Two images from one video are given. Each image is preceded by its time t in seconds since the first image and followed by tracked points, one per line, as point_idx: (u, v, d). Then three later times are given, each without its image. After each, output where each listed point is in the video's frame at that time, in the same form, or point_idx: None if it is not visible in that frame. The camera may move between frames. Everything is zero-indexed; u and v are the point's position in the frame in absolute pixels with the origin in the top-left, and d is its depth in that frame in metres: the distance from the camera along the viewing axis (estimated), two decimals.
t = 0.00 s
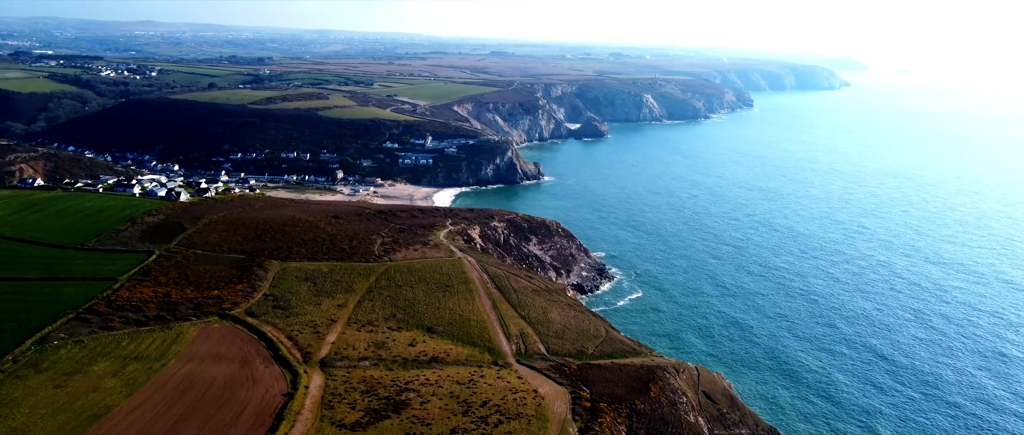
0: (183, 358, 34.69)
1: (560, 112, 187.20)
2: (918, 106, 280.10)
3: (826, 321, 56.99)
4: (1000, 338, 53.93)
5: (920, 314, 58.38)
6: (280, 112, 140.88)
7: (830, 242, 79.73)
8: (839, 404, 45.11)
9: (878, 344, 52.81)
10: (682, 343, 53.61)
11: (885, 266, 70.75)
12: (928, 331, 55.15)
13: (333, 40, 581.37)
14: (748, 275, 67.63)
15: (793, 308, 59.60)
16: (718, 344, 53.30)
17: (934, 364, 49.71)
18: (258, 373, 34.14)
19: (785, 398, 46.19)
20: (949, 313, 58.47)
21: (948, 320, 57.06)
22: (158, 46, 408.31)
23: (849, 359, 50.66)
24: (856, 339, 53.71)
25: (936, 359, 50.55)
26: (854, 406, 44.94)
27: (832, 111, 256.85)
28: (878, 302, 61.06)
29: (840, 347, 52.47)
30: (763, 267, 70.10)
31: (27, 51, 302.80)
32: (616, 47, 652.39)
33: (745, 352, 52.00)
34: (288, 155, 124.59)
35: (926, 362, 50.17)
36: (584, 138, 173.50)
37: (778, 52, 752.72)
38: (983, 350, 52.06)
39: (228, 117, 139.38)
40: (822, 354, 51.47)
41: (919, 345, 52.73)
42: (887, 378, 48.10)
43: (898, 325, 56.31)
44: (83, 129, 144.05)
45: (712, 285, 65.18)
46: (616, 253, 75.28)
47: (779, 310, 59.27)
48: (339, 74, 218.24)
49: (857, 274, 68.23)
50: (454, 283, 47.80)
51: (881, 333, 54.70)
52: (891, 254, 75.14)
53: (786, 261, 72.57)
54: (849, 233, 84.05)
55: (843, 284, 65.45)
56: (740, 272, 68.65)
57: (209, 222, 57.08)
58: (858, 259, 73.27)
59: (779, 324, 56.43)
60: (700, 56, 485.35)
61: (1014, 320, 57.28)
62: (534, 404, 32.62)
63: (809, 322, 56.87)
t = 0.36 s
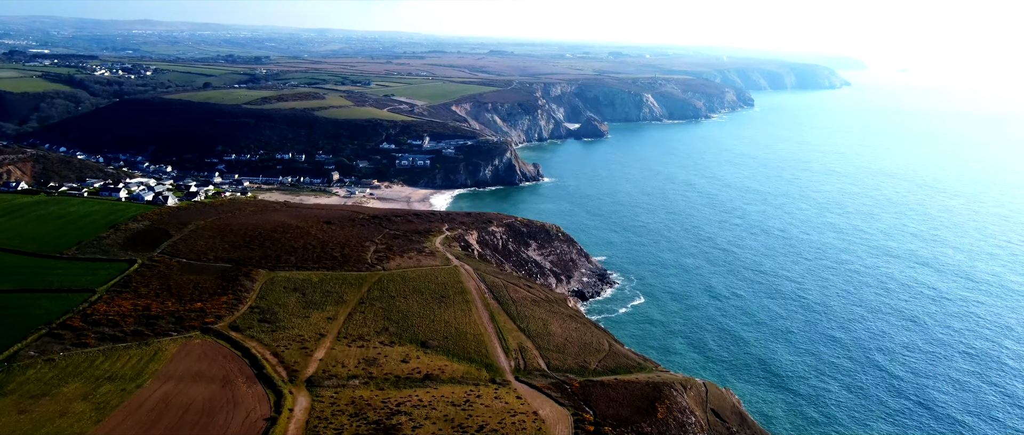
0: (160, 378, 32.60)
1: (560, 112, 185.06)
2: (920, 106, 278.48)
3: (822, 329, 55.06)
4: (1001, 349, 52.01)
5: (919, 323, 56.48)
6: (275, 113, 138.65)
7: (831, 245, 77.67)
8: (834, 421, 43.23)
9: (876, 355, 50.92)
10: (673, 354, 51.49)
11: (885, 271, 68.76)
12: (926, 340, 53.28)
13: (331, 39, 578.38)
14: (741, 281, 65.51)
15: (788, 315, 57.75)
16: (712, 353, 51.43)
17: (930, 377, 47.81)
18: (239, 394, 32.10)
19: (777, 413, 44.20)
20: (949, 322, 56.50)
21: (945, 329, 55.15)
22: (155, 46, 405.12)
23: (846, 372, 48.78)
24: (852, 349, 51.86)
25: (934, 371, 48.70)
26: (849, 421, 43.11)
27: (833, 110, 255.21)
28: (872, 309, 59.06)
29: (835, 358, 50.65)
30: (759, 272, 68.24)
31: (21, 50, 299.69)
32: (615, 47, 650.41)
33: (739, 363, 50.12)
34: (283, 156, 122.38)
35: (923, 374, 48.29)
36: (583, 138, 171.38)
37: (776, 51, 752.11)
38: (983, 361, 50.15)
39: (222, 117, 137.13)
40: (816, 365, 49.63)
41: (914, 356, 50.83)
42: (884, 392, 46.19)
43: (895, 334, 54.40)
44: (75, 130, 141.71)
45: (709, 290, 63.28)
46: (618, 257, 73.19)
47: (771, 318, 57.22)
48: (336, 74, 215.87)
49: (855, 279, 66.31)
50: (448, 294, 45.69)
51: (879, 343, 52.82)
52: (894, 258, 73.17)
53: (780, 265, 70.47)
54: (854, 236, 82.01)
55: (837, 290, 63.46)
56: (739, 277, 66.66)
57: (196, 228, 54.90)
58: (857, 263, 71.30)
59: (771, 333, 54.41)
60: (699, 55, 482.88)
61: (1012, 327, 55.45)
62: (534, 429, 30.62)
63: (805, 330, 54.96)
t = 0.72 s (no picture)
0: (134, 401, 30.48)
1: (559, 113, 182.88)
2: (922, 106, 276.61)
3: (818, 339, 53.04)
4: (1002, 360, 50.01)
5: (918, 331, 54.43)
6: (271, 113, 136.44)
7: (830, 250, 75.60)
8: None
9: (873, 367, 48.89)
10: (663, 366, 49.22)
11: (885, 276, 66.75)
12: (925, 350, 51.25)
13: (329, 39, 575.75)
14: (733, 288, 63.40)
15: (783, 324, 55.70)
16: (705, 365, 49.40)
17: (929, 391, 45.83)
18: (218, 419, 29.99)
19: (770, 430, 42.14)
20: (949, 330, 54.52)
21: (942, 338, 53.16)
22: (152, 46, 402.36)
23: (842, 385, 46.72)
24: (848, 360, 49.86)
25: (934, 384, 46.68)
26: None
27: (835, 110, 253.36)
28: (866, 317, 57.10)
29: (831, 369, 48.65)
30: (757, 277, 66.18)
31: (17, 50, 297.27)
32: (614, 46, 648.29)
33: (733, 375, 48.07)
34: (278, 158, 120.18)
35: (923, 388, 46.29)
36: (584, 138, 169.26)
37: (776, 50, 749.73)
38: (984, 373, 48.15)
39: (216, 118, 134.94)
40: (812, 377, 47.60)
41: (910, 367, 48.90)
42: (881, 407, 44.19)
43: (894, 343, 52.38)
44: (67, 130, 139.45)
45: (707, 297, 61.21)
46: (620, 262, 71.07)
47: (762, 327, 55.03)
48: (333, 73, 213.65)
49: (853, 285, 64.27)
50: (444, 306, 43.58)
51: (876, 354, 50.79)
52: (897, 263, 71.17)
53: (778, 270, 68.44)
54: (861, 240, 79.91)
55: (830, 296, 61.31)
56: (737, 283, 64.59)
57: (182, 236, 52.77)
58: (857, 268, 69.32)
59: (761, 344, 52.22)
60: (699, 54, 480.41)
61: (1011, 336, 53.55)
62: None
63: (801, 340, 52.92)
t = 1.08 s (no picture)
0: (105, 427, 28.39)
1: (560, 113, 180.60)
2: (925, 105, 274.28)
3: (812, 348, 51.07)
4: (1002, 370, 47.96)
5: (915, 340, 52.40)
6: (266, 113, 134.30)
7: (831, 254, 73.52)
8: None
9: (867, 378, 46.93)
10: (653, 379, 47.18)
11: (885, 282, 64.67)
12: (923, 360, 49.20)
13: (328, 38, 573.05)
14: (729, 294, 61.40)
15: (776, 332, 53.76)
16: (697, 376, 47.45)
17: (925, 405, 43.90)
18: None
19: None
20: (947, 339, 52.49)
21: (940, 348, 51.08)
22: (150, 45, 399.62)
23: (835, 398, 44.77)
24: (841, 371, 47.92)
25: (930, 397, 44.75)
26: None
27: (838, 110, 251.15)
28: (861, 324, 55.12)
29: (823, 380, 46.74)
30: (754, 283, 64.17)
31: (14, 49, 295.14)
32: (615, 46, 645.52)
33: (725, 388, 46.10)
34: (273, 159, 118.03)
35: (919, 401, 44.33)
36: (584, 139, 167.07)
37: (777, 50, 745.66)
38: (981, 385, 46.18)
39: (210, 118, 132.82)
40: (804, 390, 45.68)
41: (906, 377, 46.95)
42: (874, 422, 42.21)
43: (890, 353, 50.38)
44: (59, 131, 137.30)
45: (704, 304, 59.16)
46: (623, 268, 68.92)
47: (755, 336, 52.95)
48: (331, 73, 211.31)
49: (850, 291, 62.24)
50: (439, 319, 41.45)
51: (870, 364, 48.84)
52: (901, 267, 69.09)
53: (775, 275, 66.45)
54: (869, 245, 77.74)
55: (824, 303, 59.32)
56: (734, 289, 62.58)
57: (168, 244, 50.63)
58: (856, 273, 67.29)
59: (752, 355, 50.20)
60: (701, 54, 478.17)
61: (1011, 345, 51.49)
62: None
63: (795, 349, 50.96)
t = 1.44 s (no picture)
0: None
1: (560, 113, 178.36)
2: (928, 105, 272.47)
3: (807, 359, 49.10)
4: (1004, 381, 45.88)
5: (914, 349, 50.31)
6: (262, 114, 132.15)
7: (834, 259, 71.48)
8: None
9: (863, 390, 44.93)
10: (647, 393, 45.22)
11: (886, 288, 62.59)
12: (922, 372, 47.08)
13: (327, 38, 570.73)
14: (726, 302, 59.42)
15: (769, 341, 51.80)
16: (689, 390, 45.50)
17: (923, 419, 41.88)
18: None
19: None
20: (947, 348, 50.40)
21: (939, 358, 48.98)
22: (148, 45, 397.26)
23: (829, 412, 42.77)
24: (835, 382, 45.93)
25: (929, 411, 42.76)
26: None
27: (840, 109, 249.02)
28: (857, 332, 53.13)
29: (817, 393, 44.76)
30: (752, 290, 62.14)
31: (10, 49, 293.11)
32: (615, 46, 643.11)
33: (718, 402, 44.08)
34: (269, 161, 115.94)
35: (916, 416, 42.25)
36: (585, 139, 164.95)
37: (776, 49, 744.51)
38: (981, 398, 44.12)
39: (205, 119, 130.73)
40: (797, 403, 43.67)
41: (903, 390, 44.95)
42: None
43: (887, 363, 48.34)
44: (52, 132, 135.11)
45: (702, 313, 57.12)
46: (627, 274, 66.83)
47: (749, 346, 51.03)
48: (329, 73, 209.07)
49: (847, 297, 60.24)
50: (434, 333, 39.36)
51: (866, 375, 46.85)
52: (906, 273, 67.03)
53: (773, 281, 64.50)
54: (877, 250, 75.70)
55: (819, 311, 57.31)
56: (733, 296, 60.58)
57: (153, 253, 48.50)
58: (856, 279, 65.27)
59: (745, 366, 48.27)
60: (701, 53, 476.04)
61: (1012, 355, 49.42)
62: None
63: (790, 360, 48.97)
